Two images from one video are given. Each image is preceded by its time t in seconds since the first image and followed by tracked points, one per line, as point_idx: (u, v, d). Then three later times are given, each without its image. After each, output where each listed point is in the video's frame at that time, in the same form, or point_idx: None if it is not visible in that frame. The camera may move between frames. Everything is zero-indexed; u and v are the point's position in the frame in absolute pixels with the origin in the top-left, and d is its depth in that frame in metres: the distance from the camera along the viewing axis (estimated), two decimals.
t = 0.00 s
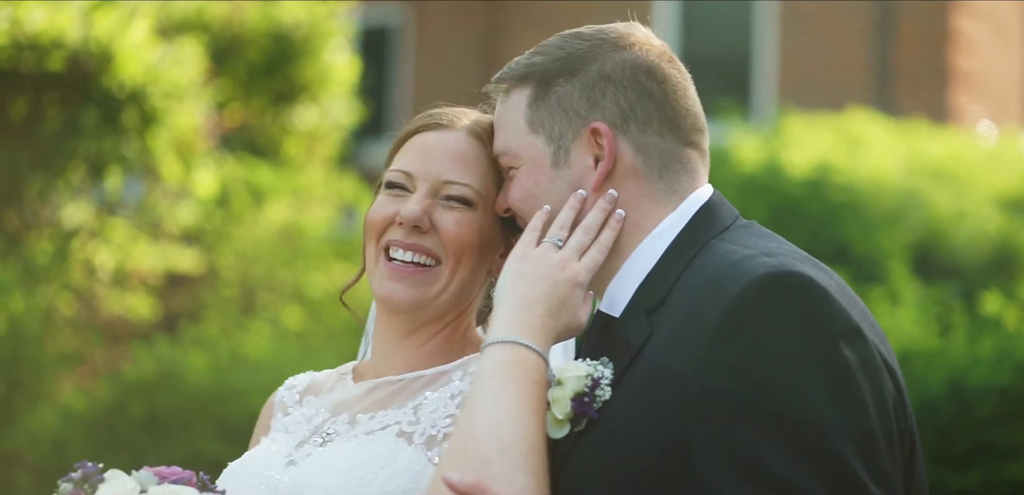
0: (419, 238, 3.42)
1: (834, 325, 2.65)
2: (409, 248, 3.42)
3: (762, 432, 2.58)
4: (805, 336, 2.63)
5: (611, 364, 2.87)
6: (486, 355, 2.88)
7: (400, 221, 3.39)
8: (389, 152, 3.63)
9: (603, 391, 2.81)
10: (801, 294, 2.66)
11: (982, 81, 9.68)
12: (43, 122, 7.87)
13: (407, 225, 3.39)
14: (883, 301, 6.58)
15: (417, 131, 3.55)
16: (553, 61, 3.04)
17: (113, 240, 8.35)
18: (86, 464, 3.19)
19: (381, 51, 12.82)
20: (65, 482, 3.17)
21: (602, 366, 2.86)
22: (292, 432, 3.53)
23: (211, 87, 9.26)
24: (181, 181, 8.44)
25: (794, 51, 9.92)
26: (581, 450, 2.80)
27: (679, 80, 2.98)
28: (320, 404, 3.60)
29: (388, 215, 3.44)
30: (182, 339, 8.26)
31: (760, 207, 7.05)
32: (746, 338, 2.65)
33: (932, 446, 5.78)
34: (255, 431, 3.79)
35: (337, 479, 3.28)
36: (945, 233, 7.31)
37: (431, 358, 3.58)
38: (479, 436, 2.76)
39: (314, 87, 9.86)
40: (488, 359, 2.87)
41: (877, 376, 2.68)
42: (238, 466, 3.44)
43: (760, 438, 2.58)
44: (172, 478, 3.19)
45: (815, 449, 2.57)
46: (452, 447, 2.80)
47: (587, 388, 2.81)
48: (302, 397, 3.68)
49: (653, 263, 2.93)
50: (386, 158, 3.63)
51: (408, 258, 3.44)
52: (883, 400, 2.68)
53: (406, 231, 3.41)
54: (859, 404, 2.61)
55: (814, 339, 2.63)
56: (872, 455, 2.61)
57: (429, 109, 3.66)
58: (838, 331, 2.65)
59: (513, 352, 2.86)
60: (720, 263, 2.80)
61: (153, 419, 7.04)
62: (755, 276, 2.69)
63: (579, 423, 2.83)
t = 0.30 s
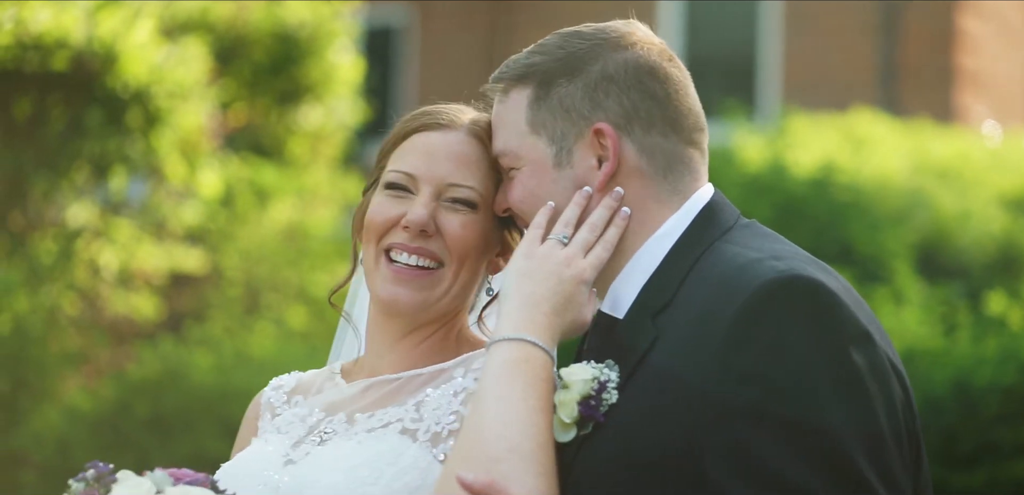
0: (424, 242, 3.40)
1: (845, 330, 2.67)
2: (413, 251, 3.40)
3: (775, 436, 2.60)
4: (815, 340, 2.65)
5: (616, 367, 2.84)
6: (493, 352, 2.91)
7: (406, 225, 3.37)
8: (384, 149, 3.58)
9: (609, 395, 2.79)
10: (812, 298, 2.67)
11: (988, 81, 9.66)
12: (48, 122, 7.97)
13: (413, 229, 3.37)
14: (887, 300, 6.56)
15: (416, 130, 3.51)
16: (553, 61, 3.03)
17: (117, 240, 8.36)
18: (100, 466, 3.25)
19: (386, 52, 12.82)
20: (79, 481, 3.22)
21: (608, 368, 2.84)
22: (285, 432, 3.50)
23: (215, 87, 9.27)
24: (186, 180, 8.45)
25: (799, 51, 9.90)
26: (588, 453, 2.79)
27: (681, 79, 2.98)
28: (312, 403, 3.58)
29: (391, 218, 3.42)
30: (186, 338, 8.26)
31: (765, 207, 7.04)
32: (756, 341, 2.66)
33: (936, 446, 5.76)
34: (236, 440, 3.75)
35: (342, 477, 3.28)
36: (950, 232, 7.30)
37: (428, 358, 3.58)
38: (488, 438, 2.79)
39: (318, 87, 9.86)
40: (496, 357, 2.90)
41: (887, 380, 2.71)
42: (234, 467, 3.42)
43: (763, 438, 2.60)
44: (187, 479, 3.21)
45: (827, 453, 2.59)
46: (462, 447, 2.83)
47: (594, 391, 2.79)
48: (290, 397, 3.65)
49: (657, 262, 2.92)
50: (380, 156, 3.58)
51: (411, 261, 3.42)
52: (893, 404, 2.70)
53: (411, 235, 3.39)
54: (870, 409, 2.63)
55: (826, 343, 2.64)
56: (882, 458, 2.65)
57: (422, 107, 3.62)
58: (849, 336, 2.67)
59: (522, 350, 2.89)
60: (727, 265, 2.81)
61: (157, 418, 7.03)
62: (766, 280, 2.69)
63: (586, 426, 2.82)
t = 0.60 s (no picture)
0: (442, 242, 3.38)
1: (869, 331, 2.68)
2: (431, 252, 3.38)
3: (797, 437, 2.63)
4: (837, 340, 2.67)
5: (635, 363, 2.87)
6: (514, 356, 2.91)
7: (425, 225, 3.35)
8: (392, 143, 3.53)
9: (628, 392, 2.82)
10: (837, 299, 2.69)
11: (1002, 75, 9.62)
12: (59, 117, 8.10)
13: (432, 230, 3.35)
14: (899, 293, 6.54)
15: (429, 126, 3.48)
16: (570, 54, 3.05)
17: (131, 235, 8.37)
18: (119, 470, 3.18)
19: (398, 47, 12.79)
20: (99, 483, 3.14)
21: (626, 365, 2.86)
22: (288, 431, 3.48)
23: (227, 82, 9.28)
24: (198, 175, 8.46)
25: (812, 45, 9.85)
26: (607, 450, 2.83)
27: (696, 69, 3.03)
28: (312, 401, 3.56)
29: (408, 216, 3.39)
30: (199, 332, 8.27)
31: (777, 200, 7.02)
32: (778, 341, 2.69)
33: (949, 439, 5.74)
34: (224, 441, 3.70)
35: (360, 478, 3.27)
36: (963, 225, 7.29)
37: (433, 356, 3.58)
38: (513, 444, 2.80)
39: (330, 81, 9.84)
40: (517, 360, 2.90)
41: (909, 381, 2.72)
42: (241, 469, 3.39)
43: (782, 438, 2.63)
44: (208, 481, 3.21)
45: (849, 454, 2.61)
46: (485, 453, 2.83)
47: (613, 388, 2.83)
48: (286, 394, 3.63)
49: (675, 257, 2.95)
50: (389, 149, 3.54)
51: (428, 261, 3.41)
52: (916, 406, 2.71)
53: (429, 236, 3.37)
54: (893, 410, 2.64)
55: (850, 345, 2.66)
56: (905, 460, 2.65)
57: (431, 99, 3.59)
58: (873, 337, 2.68)
59: (542, 351, 2.89)
60: (749, 264, 2.83)
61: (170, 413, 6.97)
62: (790, 281, 2.72)
63: (604, 424, 2.86)
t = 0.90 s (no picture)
0: (440, 246, 3.31)
1: (891, 341, 2.69)
2: (429, 256, 3.30)
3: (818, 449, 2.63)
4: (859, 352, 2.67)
5: (650, 365, 2.87)
6: (529, 362, 2.93)
7: (423, 231, 3.27)
8: (374, 144, 3.44)
9: (643, 394, 2.83)
10: (860, 310, 2.69)
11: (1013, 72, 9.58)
12: (71, 116, 8.07)
13: (429, 235, 3.28)
14: (910, 292, 6.50)
15: (414, 127, 3.41)
16: (598, 57, 2.95)
17: (140, 234, 8.39)
18: None
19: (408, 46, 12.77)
20: None
21: (642, 367, 2.87)
22: (284, 440, 3.42)
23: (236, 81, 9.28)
24: (208, 174, 8.46)
25: (823, 44, 9.81)
26: (620, 453, 2.83)
27: (724, 70, 2.97)
28: (305, 406, 3.51)
29: (403, 221, 3.31)
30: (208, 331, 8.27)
31: (786, 199, 6.99)
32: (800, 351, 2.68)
33: (961, 437, 5.71)
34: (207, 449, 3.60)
35: (367, 486, 3.23)
36: (973, 223, 7.26)
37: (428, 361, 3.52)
38: (533, 465, 2.81)
39: (340, 80, 9.82)
40: (530, 370, 2.91)
41: (930, 391, 2.73)
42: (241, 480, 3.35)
43: (804, 450, 2.63)
44: None
45: (870, 465, 2.63)
46: (506, 468, 2.86)
47: (627, 390, 2.84)
48: (274, 400, 3.57)
49: (689, 258, 2.95)
50: (372, 152, 3.45)
51: (425, 265, 3.33)
52: (936, 415, 2.73)
53: (427, 241, 3.29)
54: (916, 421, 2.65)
55: (873, 356, 2.66)
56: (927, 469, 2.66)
57: (405, 94, 3.53)
58: (895, 348, 2.69)
59: (557, 361, 2.90)
60: (768, 270, 2.83)
61: (179, 412, 6.96)
62: (812, 291, 2.71)
63: (618, 426, 2.86)
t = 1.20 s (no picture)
0: (440, 251, 3.31)
1: (904, 352, 2.67)
2: (429, 261, 3.31)
3: (825, 460, 2.62)
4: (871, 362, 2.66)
5: (660, 365, 2.87)
6: (535, 360, 2.92)
7: (424, 236, 3.27)
8: (365, 149, 3.43)
9: (653, 395, 2.82)
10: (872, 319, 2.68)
11: None
12: (82, 116, 8.08)
13: (429, 240, 3.27)
14: (920, 291, 6.48)
15: (406, 132, 3.40)
16: (638, 63, 2.86)
17: (150, 234, 8.42)
18: None
19: (418, 46, 12.76)
20: None
21: (652, 367, 2.87)
22: (279, 446, 3.42)
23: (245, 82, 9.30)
24: (218, 174, 8.46)
25: (834, 43, 9.76)
26: (628, 452, 2.82)
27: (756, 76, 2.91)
28: (296, 411, 3.52)
29: (401, 227, 3.29)
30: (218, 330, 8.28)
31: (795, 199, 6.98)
32: (811, 360, 2.67)
33: (971, 435, 5.69)
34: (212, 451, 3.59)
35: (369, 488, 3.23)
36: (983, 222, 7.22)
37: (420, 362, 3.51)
38: (536, 464, 2.81)
39: (351, 81, 9.82)
40: (538, 367, 2.91)
41: (943, 402, 2.70)
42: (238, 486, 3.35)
43: (811, 462, 2.62)
44: None
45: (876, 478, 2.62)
46: (513, 469, 2.86)
47: (636, 390, 2.83)
48: (264, 407, 3.58)
49: (703, 258, 2.94)
50: (364, 158, 3.43)
51: (424, 270, 3.33)
52: (947, 427, 2.71)
53: (427, 245, 3.29)
54: (925, 436, 2.63)
55: (884, 367, 2.65)
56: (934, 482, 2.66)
57: (391, 98, 3.52)
58: (908, 359, 2.67)
59: (565, 363, 2.89)
60: (782, 274, 2.82)
61: (188, 412, 6.98)
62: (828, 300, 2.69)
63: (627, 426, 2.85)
